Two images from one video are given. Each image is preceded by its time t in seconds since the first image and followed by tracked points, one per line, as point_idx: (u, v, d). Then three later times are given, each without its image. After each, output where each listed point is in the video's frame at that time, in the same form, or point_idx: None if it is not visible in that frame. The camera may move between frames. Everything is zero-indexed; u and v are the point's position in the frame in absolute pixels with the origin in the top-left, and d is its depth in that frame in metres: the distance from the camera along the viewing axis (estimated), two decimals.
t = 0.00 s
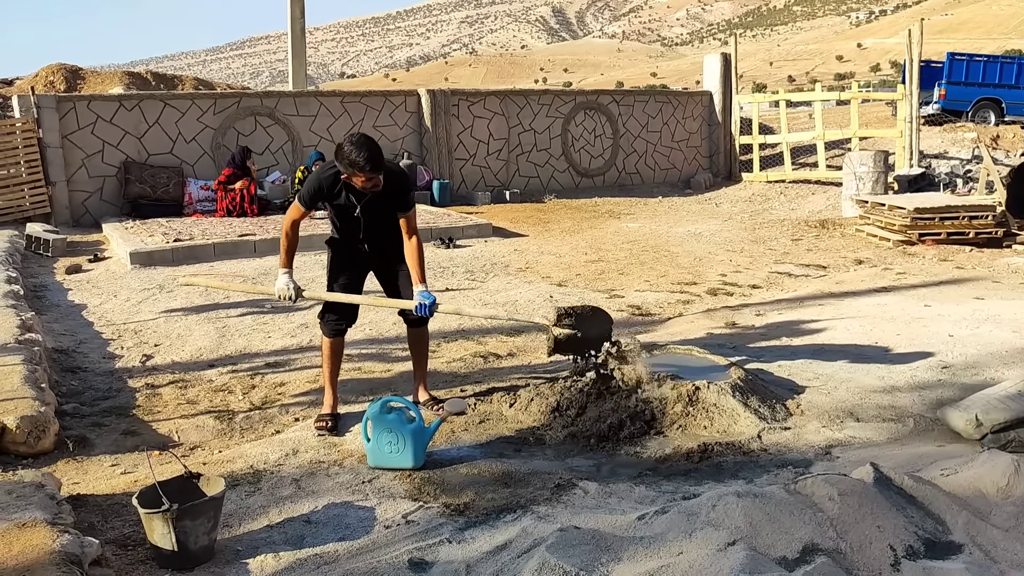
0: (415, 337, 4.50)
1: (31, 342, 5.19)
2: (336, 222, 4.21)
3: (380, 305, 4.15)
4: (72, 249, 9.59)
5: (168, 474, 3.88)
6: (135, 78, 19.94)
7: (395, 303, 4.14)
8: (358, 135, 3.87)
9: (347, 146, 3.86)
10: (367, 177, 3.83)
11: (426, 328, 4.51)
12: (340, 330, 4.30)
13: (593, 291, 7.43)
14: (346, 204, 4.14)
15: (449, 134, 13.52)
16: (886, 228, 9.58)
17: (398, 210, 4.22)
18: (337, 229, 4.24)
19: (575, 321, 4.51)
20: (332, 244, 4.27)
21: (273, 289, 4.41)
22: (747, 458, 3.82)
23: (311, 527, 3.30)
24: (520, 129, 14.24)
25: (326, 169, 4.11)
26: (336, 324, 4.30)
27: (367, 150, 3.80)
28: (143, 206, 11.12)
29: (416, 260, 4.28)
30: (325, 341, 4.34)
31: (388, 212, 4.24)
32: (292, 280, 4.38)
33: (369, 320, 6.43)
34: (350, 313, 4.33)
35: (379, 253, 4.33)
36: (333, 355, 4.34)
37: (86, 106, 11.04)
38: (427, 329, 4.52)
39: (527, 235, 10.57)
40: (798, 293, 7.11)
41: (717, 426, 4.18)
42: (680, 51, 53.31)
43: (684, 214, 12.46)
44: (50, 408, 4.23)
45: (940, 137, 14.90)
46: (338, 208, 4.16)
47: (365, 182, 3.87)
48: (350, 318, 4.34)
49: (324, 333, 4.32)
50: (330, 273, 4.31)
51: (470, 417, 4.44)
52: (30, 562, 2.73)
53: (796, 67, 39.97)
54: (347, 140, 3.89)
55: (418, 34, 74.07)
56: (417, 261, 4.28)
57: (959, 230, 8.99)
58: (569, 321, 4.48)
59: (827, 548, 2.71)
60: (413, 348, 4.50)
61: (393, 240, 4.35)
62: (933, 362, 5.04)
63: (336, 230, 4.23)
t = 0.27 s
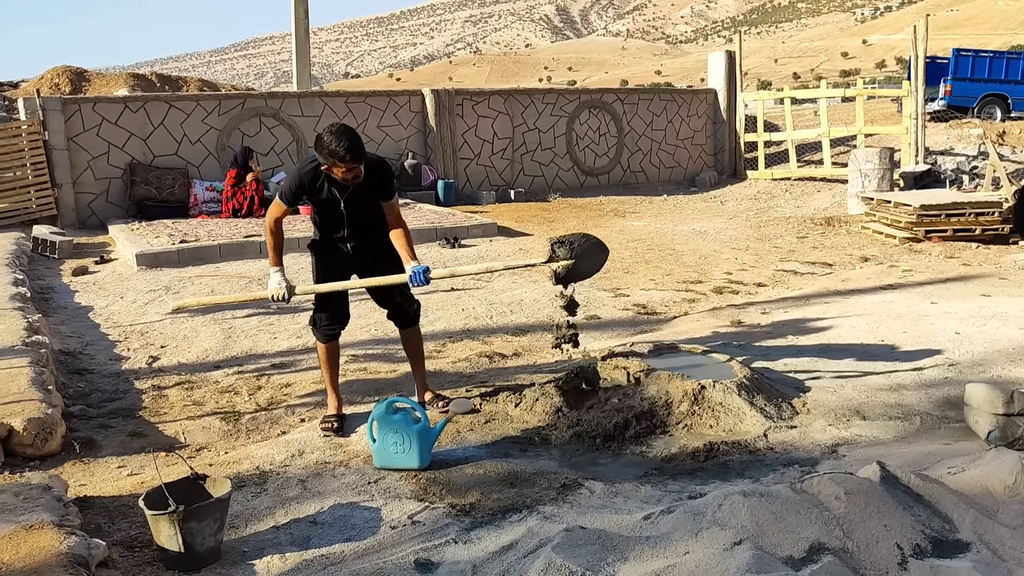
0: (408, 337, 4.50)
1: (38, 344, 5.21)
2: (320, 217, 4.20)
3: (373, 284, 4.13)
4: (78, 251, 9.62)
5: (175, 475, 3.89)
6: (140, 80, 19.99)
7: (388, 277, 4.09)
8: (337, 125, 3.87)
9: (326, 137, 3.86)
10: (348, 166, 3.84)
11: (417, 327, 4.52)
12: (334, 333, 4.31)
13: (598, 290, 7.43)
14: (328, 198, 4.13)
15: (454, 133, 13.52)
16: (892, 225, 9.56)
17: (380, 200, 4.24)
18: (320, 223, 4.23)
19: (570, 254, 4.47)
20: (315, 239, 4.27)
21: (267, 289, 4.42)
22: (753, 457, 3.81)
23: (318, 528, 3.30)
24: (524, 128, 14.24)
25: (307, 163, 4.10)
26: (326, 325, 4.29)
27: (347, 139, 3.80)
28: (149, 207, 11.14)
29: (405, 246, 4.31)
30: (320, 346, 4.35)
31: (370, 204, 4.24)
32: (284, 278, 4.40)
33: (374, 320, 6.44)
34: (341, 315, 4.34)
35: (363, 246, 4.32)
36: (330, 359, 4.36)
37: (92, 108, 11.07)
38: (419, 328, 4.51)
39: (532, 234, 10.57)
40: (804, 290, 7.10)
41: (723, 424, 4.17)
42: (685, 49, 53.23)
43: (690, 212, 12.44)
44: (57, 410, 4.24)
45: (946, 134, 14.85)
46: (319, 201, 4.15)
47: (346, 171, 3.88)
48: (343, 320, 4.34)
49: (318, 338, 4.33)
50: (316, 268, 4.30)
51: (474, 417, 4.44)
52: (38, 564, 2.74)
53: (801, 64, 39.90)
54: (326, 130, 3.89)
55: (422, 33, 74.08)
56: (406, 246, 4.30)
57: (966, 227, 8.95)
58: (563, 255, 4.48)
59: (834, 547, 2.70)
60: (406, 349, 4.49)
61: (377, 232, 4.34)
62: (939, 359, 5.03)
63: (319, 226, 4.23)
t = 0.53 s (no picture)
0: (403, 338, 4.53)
1: (41, 349, 5.23)
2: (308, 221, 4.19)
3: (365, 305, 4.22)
4: (80, 255, 9.64)
5: (177, 479, 3.90)
6: (143, 84, 20.05)
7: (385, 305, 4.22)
8: (329, 132, 3.86)
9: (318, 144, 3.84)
10: (339, 175, 3.83)
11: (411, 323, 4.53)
12: (331, 336, 4.31)
13: (599, 293, 7.44)
14: (317, 202, 4.12)
15: (455, 137, 13.54)
16: (893, 227, 9.56)
17: (369, 205, 4.28)
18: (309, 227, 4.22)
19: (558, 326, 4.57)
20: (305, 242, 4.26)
21: (255, 279, 4.44)
22: (753, 460, 3.82)
23: (319, 532, 3.32)
24: (526, 131, 14.26)
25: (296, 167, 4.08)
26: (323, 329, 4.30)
27: (339, 149, 3.79)
28: (151, 212, 11.17)
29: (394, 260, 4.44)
30: (317, 349, 4.34)
31: (359, 207, 4.25)
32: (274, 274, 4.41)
33: (376, 324, 6.45)
34: (336, 316, 4.33)
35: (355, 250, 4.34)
36: (327, 361, 4.35)
37: (94, 113, 11.10)
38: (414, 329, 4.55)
39: (534, 237, 10.58)
40: (805, 293, 7.10)
41: (723, 428, 4.18)
42: (686, 51, 53.27)
43: (691, 215, 12.45)
44: (60, 415, 4.26)
45: (947, 135, 14.85)
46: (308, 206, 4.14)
47: (337, 179, 3.88)
48: (339, 322, 4.34)
49: (314, 341, 4.33)
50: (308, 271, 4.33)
51: (474, 420, 4.45)
52: (41, 568, 2.75)
53: (802, 66, 39.91)
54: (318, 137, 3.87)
55: (423, 36, 74.17)
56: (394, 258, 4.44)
57: (967, 229, 8.95)
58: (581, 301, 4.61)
59: (834, 550, 2.71)
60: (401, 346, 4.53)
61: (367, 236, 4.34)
62: (940, 362, 5.03)
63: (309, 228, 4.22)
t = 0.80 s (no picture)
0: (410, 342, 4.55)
1: (38, 352, 5.22)
2: (320, 227, 4.24)
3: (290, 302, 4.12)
4: (78, 259, 9.63)
5: (174, 482, 3.90)
6: (142, 88, 20.07)
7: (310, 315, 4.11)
8: (362, 158, 3.89)
9: (350, 167, 3.88)
10: (366, 201, 3.88)
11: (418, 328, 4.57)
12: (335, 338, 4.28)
13: (597, 298, 7.44)
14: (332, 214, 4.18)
15: (454, 142, 13.56)
16: (891, 233, 9.57)
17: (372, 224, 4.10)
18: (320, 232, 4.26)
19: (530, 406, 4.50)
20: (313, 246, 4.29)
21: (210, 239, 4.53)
22: (751, 465, 3.82)
23: (317, 535, 3.31)
24: (524, 137, 14.28)
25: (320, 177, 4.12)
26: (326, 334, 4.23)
27: (371, 177, 3.83)
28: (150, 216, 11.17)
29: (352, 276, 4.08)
30: (320, 350, 4.32)
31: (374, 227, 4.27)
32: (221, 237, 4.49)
33: (374, 328, 6.45)
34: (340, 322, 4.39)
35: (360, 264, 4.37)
36: (329, 363, 4.34)
37: (93, 117, 11.11)
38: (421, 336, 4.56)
39: (532, 243, 10.59)
40: (803, 299, 7.11)
41: (721, 432, 4.18)
42: (685, 58, 53.39)
43: (689, 221, 12.46)
44: (57, 417, 4.25)
45: (945, 143, 14.89)
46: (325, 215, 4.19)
47: (363, 204, 3.92)
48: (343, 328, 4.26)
49: (317, 343, 4.30)
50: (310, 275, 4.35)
51: (472, 425, 4.45)
52: (37, 570, 2.75)
53: (801, 73, 40.00)
54: (348, 160, 3.90)
55: (423, 42, 74.29)
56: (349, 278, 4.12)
57: (964, 235, 8.96)
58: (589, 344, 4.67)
59: (831, 554, 2.71)
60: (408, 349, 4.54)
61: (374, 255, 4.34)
62: (937, 368, 5.04)
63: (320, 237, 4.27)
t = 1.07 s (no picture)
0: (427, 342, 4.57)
1: (35, 355, 5.21)
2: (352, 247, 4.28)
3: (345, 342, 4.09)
4: (76, 262, 9.62)
5: (171, 486, 3.89)
6: (140, 92, 20.08)
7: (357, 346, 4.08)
8: (398, 184, 3.90)
9: (385, 194, 3.88)
10: (400, 228, 3.89)
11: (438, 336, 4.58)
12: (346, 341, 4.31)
13: (595, 303, 7.44)
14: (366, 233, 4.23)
15: (453, 146, 13.57)
16: (888, 240, 9.59)
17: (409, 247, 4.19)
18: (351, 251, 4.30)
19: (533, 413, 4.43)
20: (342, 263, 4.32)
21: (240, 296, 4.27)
22: (749, 470, 3.82)
23: (314, 539, 3.31)
24: (523, 142, 14.30)
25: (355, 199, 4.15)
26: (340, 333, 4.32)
27: (405, 204, 3.84)
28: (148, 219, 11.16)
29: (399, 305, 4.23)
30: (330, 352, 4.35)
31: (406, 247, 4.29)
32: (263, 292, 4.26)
33: (372, 332, 6.45)
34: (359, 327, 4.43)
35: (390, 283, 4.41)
36: (338, 365, 4.35)
37: (92, 120, 11.11)
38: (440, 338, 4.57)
39: (530, 247, 10.59)
40: (801, 305, 7.12)
41: (719, 438, 4.18)
42: (683, 64, 53.50)
43: (687, 227, 12.48)
44: (54, 421, 4.24)
45: (942, 149, 14.93)
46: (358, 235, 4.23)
47: (396, 230, 3.93)
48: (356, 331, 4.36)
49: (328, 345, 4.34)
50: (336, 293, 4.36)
51: (471, 429, 4.45)
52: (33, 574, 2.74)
53: (798, 80, 40.11)
54: (386, 186, 3.90)
55: (421, 47, 74.40)
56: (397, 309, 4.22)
57: (961, 242, 8.98)
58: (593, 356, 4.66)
59: (830, 560, 2.71)
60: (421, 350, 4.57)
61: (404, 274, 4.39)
62: (934, 374, 5.04)
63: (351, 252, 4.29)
